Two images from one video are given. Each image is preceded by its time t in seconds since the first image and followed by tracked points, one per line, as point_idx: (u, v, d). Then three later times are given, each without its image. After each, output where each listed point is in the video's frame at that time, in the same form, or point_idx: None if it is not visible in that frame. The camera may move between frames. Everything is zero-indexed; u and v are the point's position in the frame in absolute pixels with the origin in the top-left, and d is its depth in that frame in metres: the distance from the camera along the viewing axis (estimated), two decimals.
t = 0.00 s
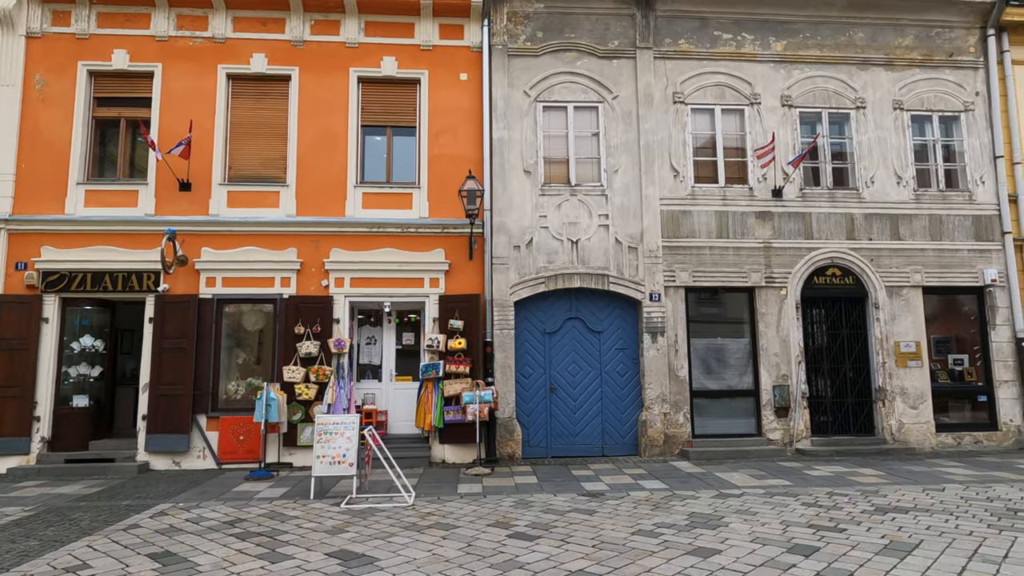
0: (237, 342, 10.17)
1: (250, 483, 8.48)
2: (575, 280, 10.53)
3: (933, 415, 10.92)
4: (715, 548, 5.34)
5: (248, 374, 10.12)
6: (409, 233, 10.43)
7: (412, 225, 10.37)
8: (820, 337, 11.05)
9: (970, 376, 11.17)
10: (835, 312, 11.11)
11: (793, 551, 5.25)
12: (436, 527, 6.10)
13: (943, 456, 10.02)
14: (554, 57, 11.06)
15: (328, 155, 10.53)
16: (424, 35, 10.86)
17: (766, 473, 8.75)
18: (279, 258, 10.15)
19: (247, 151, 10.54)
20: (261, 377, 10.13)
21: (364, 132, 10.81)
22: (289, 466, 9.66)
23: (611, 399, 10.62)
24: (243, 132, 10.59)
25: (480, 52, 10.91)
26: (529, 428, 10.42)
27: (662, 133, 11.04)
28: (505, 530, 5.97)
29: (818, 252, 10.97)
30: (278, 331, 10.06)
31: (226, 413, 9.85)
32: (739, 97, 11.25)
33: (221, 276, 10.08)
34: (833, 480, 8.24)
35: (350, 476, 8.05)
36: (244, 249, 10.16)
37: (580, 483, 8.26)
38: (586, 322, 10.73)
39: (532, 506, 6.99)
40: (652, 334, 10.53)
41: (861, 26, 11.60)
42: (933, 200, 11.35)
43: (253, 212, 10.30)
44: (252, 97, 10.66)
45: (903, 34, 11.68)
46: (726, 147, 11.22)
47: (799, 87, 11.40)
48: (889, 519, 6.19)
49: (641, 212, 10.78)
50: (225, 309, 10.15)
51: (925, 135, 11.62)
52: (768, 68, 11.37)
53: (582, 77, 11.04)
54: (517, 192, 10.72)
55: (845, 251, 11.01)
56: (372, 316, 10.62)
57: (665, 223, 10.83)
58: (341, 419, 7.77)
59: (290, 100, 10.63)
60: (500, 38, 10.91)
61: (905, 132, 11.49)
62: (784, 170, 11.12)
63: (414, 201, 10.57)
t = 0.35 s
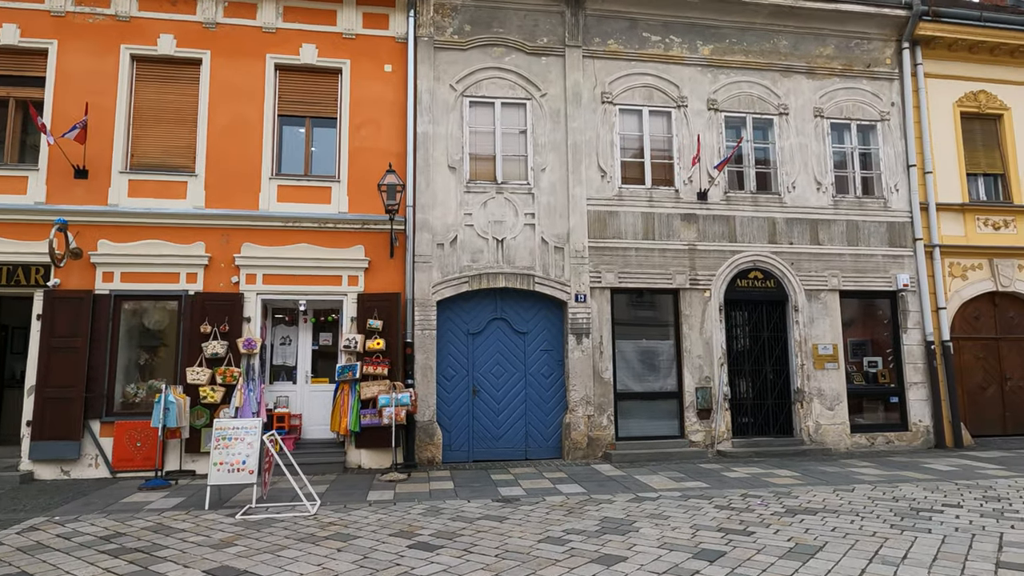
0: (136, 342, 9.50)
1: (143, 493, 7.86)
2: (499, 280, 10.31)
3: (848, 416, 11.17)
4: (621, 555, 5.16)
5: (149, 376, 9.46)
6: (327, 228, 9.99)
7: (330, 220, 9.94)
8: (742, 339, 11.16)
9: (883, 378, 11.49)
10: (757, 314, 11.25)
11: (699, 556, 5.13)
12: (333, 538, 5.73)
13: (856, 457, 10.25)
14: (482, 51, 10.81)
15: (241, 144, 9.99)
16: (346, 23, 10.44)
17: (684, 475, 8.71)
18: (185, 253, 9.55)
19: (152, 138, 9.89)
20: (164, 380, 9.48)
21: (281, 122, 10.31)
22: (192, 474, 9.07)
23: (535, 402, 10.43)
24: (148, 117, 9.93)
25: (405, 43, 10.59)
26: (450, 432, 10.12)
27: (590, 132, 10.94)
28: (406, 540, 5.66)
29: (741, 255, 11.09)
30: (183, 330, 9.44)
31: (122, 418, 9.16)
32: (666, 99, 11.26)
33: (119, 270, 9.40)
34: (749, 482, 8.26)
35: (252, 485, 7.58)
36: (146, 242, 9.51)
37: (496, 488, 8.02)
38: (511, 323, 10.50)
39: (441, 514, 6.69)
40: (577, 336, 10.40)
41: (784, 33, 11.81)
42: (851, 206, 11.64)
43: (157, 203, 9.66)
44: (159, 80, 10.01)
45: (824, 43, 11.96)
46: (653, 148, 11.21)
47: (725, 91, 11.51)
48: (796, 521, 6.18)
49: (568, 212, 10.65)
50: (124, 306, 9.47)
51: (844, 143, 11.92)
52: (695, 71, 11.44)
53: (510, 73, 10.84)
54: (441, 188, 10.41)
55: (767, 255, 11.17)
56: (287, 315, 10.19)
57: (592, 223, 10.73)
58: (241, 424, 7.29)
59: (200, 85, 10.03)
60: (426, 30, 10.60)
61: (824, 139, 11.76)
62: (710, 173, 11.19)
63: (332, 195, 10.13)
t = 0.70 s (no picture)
0: (27, 344, 8.77)
1: (24, 508, 7.18)
2: (427, 280, 9.97)
3: (775, 419, 11.27)
4: (531, 570, 4.91)
5: (42, 380, 8.75)
6: (243, 223, 9.45)
7: (246, 214, 9.40)
8: (672, 343, 11.13)
9: (809, 381, 11.64)
10: (687, 318, 11.24)
11: (611, 569, 4.91)
12: (224, 558, 5.29)
13: (781, 460, 10.32)
14: (412, 43, 10.45)
15: (150, 132, 9.35)
16: (267, 8, 9.91)
17: (610, 481, 8.55)
18: (84, 246, 8.85)
19: (50, 123, 9.15)
20: (57, 384, 8.77)
21: (196, 109, 9.70)
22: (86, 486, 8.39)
23: (463, 406, 10.12)
24: (46, 100, 9.18)
25: (331, 32, 10.14)
26: (373, 437, 9.71)
27: (523, 130, 10.72)
28: (305, 558, 5.27)
29: (673, 258, 11.06)
30: (79, 329, 8.74)
31: (8, 426, 8.42)
32: (601, 99, 11.14)
33: (7, 264, 8.63)
34: (674, 487, 8.15)
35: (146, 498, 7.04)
36: (39, 234, 8.76)
37: (415, 497, 7.67)
38: (439, 325, 10.16)
39: (350, 526, 6.31)
40: (507, 338, 10.15)
41: (718, 38, 11.87)
42: (780, 211, 11.77)
43: (54, 192, 8.93)
44: (59, 60, 9.27)
45: (756, 50, 12.09)
46: (586, 149, 11.07)
47: (659, 93, 11.48)
48: (715, 529, 6.06)
49: (499, 211, 10.40)
50: (12, 304, 8.70)
51: (774, 149, 12.06)
52: (629, 73, 11.37)
53: (441, 67, 10.51)
54: (367, 184, 10.00)
55: (698, 258, 11.18)
56: (198, 314, 9.60)
57: (523, 224, 10.51)
58: (134, 432, 6.72)
59: (105, 67, 9.33)
60: (353, 19, 10.17)
61: (755, 144, 11.87)
62: (642, 175, 11.13)
63: (250, 188, 9.60)
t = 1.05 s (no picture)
0: None
1: None
2: (358, 278, 9.52)
3: (714, 422, 11.23)
4: None
5: None
6: (158, 216, 8.83)
7: (161, 206, 8.79)
8: (612, 345, 10.98)
9: (747, 384, 11.66)
10: (627, 320, 11.10)
11: None
12: None
13: (718, 463, 10.26)
14: (345, 31, 10.00)
15: (55, 115, 8.66)
16: None
17: (544, 487, 8.27)
18: None
19: None
20: None
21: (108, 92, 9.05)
22: None
23: (395, 410, 9.70)
24: None
25: (259, 15, 9.62)
26: (299, 444, 9.20)
27: (461, 125, 10.40)
28: None
29: (613, 259, 10.90)
30: None
31: None
32: (542, 96, 10.91)
33: None
34: (609, 493, 7.93)
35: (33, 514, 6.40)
36: None
37: (336, 508, 7.23)
38: (370, 325, 9.72)
39: (258, 541, 5.85)
40: (441, 340, 9.79)
41: (660, 39, 11.80)
42: (720, 214, 11.76)
43: None
44: None
45: (698, 52, 12.07)
46: (526, 146, 10.81)
47: (601, 92, 11.32)
48: (645, 538, 5.85)
49: (435, 208, 10.04)
50: None
51: (715, 151, 12.06)
52: (571, 70, 11.18)
53: (376, 57, 10.09)
54: (295, 177, 9.50)
55: (639, 260, 11.06)
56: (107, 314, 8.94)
57: (460, 221, 10.17)
58: (19, 440, 6.07)
59: (5, 43, 8.60)
60: (283, 3, 9.67)
61: (697, 147, 11.83)
62: (583, 174, 10.94)
63: (166, 178, 8.99)
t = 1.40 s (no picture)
0: None
1: None
2: (281, 276, 9.02)
3: (651, 427, 11.11)
4: None
5: None
6: (59, 205, 8.16)
7: (63, 194, 8.12)
8: (549, 348, 10.74)
9: (685, 389, 11.59)
10: (566, 322, 10.89)
11: None
12: None
13: (654, 468, 10.13)
14: (272, 16, 9.49)
15: None
16: None
17: (473, 495, 7.94)
18: None
19: None
20: None
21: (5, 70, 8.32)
22: None
23: (320, 416, 9.20)
24: None
25: None
26: (214, 452, 8.63)
27: (395, 119, 10.01)
28: None
29: (552, 261, 10.68)
30: None
31: None
32: (480, 91, 10.62)
33: None
34: (539, 501, 7.66)
35: None
36: None
37: (246, 521, 6.74)
38: (295, 326, 9.22)
39: (149, 560, 5.34)
40: (370, 341, 9.36)
41: (602, 39, 11.67)
42: (660, 216, 11.68)
43: None
44: None
45: (640, 53, 11.99)
46: (464, 142, 10.49)
47: (541, 90, 11.10)
48: (569, 549, 5.58)
49: (366, 204, 9.62)
50: None
51: (655, 154, 11.99)
52: (511, 66, 10.92)
53: (306, 45, 9.61)
54: (215, 167, 8.93)
55: (577, 261, 10.87)
56: None
57: (393, 218, 9.78)
58: None
59: None
60: None
61: (637, 148, 11.73)
62: (522, 173, 10.70)
63: (70, 165, 8.32)
